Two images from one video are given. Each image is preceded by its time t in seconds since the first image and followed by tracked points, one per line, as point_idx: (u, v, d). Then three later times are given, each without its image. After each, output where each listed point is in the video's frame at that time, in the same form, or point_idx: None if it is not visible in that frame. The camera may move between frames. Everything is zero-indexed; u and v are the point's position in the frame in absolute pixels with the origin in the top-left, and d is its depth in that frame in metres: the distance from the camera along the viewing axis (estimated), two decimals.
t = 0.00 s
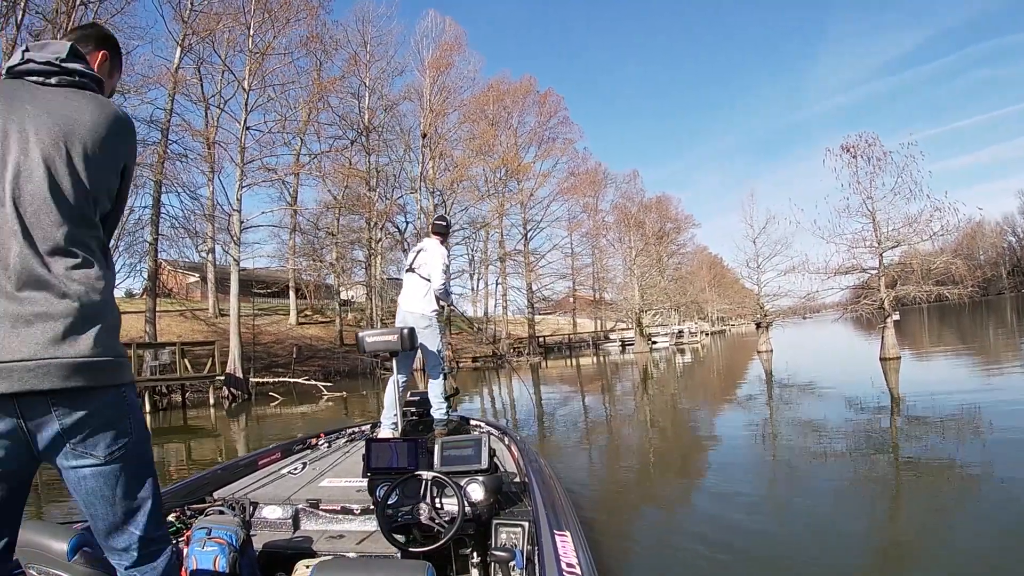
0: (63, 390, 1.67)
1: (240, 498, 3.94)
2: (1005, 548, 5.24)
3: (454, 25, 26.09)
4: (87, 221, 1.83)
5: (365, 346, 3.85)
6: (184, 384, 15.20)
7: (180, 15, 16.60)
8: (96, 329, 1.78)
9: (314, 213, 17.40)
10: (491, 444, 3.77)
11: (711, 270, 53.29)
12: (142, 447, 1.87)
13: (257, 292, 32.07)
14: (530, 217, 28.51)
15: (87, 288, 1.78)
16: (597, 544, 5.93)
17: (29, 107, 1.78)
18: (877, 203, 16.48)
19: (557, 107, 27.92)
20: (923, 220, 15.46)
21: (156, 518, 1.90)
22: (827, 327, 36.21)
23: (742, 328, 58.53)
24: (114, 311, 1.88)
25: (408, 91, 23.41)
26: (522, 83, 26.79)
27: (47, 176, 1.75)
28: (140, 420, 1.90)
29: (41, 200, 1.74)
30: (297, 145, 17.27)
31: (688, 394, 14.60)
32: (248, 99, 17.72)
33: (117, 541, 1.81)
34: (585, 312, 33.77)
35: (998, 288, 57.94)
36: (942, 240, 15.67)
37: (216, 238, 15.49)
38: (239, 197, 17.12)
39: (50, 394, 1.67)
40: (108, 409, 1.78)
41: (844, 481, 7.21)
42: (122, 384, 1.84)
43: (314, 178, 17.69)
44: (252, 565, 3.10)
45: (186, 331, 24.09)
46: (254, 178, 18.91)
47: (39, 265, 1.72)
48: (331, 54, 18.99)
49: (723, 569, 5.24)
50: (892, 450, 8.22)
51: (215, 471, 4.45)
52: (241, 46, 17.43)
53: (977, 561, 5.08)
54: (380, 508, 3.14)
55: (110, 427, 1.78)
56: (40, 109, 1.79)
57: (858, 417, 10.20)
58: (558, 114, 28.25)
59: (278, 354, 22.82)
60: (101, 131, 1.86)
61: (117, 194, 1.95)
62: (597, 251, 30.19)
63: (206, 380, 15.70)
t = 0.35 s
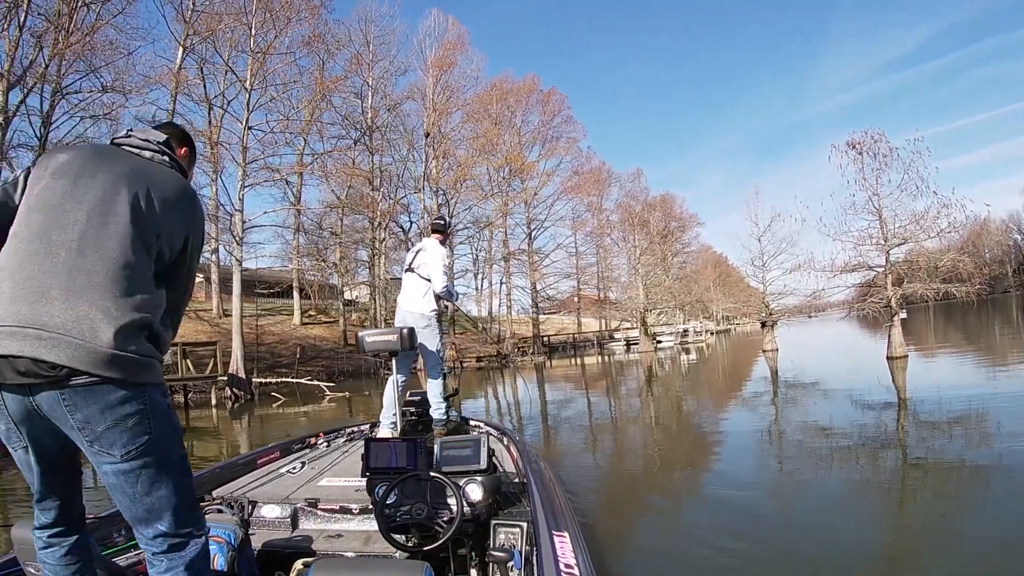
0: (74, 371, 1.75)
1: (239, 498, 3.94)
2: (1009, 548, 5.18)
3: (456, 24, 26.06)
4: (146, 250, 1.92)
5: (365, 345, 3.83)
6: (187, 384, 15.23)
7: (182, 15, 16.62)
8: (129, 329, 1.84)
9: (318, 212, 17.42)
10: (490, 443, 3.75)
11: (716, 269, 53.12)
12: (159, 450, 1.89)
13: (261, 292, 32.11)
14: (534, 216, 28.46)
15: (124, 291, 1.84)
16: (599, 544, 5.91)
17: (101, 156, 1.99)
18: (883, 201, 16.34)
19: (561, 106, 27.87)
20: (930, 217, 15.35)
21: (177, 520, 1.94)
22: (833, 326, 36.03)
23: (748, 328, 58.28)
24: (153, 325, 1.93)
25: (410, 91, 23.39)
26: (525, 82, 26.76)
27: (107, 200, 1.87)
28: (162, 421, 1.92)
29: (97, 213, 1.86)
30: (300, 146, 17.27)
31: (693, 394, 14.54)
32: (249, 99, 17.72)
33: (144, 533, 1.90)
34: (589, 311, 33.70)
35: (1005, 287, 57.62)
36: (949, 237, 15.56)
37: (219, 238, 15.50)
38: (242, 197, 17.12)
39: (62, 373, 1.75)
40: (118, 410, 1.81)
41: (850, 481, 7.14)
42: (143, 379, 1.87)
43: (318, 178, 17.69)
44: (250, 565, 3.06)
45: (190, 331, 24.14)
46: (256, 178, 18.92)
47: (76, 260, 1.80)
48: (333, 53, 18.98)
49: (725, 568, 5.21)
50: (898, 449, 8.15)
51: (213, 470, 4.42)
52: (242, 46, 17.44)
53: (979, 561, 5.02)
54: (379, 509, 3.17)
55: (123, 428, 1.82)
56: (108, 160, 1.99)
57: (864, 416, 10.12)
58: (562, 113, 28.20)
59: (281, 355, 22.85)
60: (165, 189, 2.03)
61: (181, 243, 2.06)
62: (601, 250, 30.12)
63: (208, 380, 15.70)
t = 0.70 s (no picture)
0: (69, 479, 1.97)
1: (239, 500, 3.94)
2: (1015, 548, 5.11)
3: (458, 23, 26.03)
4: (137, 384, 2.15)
5: (365, 346, 3.83)
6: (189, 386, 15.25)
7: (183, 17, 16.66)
8: (121, 435, 2.02)
9: (321, 213, 17.44)
10: (491, 444, 3.73)
11: (721, 266, 52.97)
12: (168, 517, 2.15)
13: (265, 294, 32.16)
14: (538, 214, 28.42)
15: (110, 408, 2.04)
16: (603, 543, 5.88)
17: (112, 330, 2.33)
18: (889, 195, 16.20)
19: (564, 104, 27.81)
20: (936, 212, 15.24)
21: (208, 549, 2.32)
22: (840, 323, 35.83)
23: (753, 325, 58.09)
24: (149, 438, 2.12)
25: (412, 90, 23.37)
26: (528, 80, 26.73)
27: (108, 354, 2.15)
28: (162, 496, 2.13)
29: (97, 358, 2.13)
30: (303, 146, 17.27)
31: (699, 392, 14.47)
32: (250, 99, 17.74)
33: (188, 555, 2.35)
34: (594, 309, 33.64)
35: (1012, 283, 57.33)
36: (956, 232, 15.44)
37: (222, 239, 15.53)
38: (244, 198, 17.14)
39: (59, 480, 1.97)
40: (116, 511, 2.04)
41: (856, 479, 7.10)
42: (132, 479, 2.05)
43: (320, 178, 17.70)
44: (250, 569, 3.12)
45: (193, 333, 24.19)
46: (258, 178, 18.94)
47: (71, 385, 2.04)
48: (334, 53, 18.97)
49: (732, 567, 5.18)
50: (905, 447, 8.09)
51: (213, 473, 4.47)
52: (243, 46, 17.45)
53: (985, 560, 4.96)
54: (378, 510, 3.16)
55: (126, 518, 2.08)
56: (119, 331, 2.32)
57: (872, 414, 10.04)
58: (565, 111, 28.15)
59: (285, 356, 22.89)
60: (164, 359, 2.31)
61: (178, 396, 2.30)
62: (605, 248, 30.06)
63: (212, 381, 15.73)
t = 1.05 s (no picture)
0: (62, 410, 1.97)
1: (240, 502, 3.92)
2: None
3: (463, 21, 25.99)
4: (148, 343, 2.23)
5: (365, 347, 3.84)
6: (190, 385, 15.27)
7: (187, 15, 16.70)
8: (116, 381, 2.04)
9: (326, 211, 17.46)
10: (492, 443, 3.71)
11: (727, 265, 52.82)
12: (151, 483, 2.10)
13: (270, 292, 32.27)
14: (543, 213, 28.37)
15: (115, 359, 2.09)
16: (606, 543, 5.83)
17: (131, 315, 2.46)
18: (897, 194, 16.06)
19: (569, 102, 27.74)
20: (945, 210, 15.10)
21: (189, 530, 2.23)
22: (848, 322, 35.65)
23: (759, 324, 57.93)
24: (150, 397, 2.13)
25: (417, 88, 23.36)
26: (533, 78, 26.68)
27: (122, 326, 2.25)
28: (149, 459, 2.09)
29: (110, 328, 2.23)
30: (308, 143, 17.28)
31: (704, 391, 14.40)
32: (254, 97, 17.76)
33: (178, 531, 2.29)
34: (599, 308, 33.57)
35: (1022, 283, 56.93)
36: (965, 230, 15.31)
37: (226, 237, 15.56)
38: (248, 196, 17.16)
39: (52, 412, 1.98)
40: (101, 456, 2.01)
41: (863, 480, 7.02)
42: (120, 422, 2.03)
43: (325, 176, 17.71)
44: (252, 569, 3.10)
45: (198, 331, 24.28)
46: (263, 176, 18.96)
47: (82, 341, 2.12)
48: (339, 51, 18.98)
49: (736, 567, 5.13)
50: (913, 448, 8.00)
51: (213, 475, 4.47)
52: (247, 45, 17.48)
53: (995, 563, 4.88)
54: (379, 509, 3.14)
55: (111, 474, 2.05)
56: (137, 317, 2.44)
57: (879, 415, 9.96)
58: (570, 109, 28.08)
59: (290, 354, 22.94)
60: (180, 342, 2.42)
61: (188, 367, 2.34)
62: (610, 247, 29.98)
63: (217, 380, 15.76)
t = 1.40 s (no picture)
0: (99, 353, 2.19)
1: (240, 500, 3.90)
2: None
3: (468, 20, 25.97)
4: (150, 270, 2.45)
5: (365, 346, 3.84)
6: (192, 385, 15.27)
7: (191, 14, 16.73)
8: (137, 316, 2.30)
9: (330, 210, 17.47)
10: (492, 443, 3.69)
11: (732, 265, 52.69)
12: (171, 414, 2.35)
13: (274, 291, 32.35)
14: (548, 212, 28.33)
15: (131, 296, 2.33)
16: (608, 543, 5.80)
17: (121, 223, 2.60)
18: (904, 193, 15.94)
19: (574, 101, 27.68)
20: (953, 210, 14.98)
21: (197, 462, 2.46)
22: (854, 323, 35.49)
23: (764, 324, 57.79)
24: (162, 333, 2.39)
25: (422, 87, 23.35)
26: (538, 77, 26.64)
27: (120, 251, 2.41)
28: (170, 390, 2.36)
29: (112, 257, 2.39)
30: (313, 142, 17.31)
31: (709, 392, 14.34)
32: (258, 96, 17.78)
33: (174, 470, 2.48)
34: (604, 307, 33.50)
35: None
36: (973, 230, 15.18)
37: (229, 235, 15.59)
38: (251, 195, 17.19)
39: (90, 352, 2.19)
40: (131, 388, 2.24)
41: (869, 481, 6.96)
42: (145, 354, 2.28)
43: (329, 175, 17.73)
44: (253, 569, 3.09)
45: (203, 330, 24.35)
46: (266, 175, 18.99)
47: (93, 283, 2.31)
48: (343, 49, 18.98)
49: (741, 568, 5.08)
50: (919, 449, 7.94)
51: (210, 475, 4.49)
52: (251, 43, 17.50)
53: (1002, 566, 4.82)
54: (379, 508, 3.11)
55: (137, 405, 2.26)
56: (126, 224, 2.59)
57: (885, 416, 9.88)
58: (575, 109, 28.02)
59: (294, 353, 22.98)
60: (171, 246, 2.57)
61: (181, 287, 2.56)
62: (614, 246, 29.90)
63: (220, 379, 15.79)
